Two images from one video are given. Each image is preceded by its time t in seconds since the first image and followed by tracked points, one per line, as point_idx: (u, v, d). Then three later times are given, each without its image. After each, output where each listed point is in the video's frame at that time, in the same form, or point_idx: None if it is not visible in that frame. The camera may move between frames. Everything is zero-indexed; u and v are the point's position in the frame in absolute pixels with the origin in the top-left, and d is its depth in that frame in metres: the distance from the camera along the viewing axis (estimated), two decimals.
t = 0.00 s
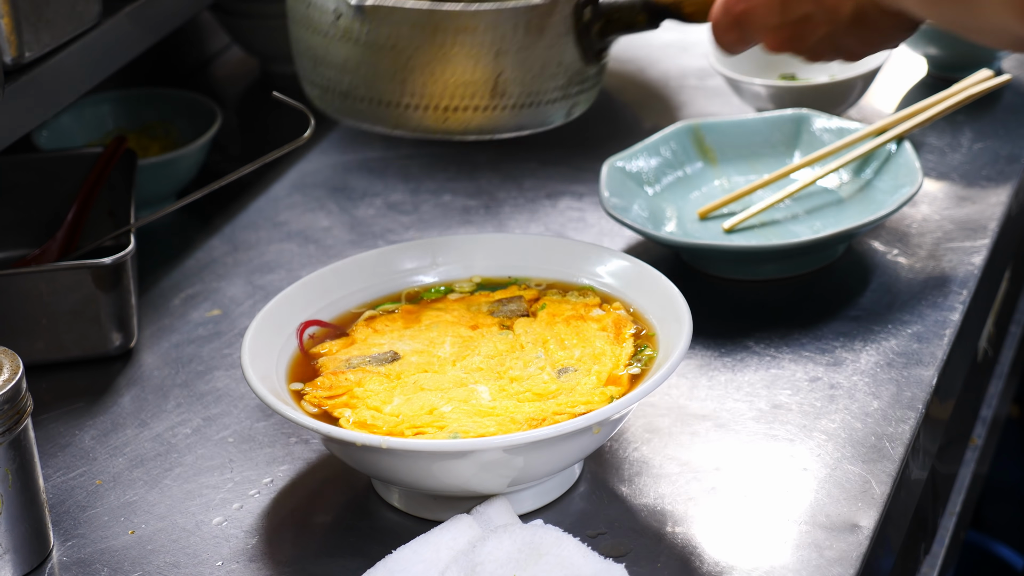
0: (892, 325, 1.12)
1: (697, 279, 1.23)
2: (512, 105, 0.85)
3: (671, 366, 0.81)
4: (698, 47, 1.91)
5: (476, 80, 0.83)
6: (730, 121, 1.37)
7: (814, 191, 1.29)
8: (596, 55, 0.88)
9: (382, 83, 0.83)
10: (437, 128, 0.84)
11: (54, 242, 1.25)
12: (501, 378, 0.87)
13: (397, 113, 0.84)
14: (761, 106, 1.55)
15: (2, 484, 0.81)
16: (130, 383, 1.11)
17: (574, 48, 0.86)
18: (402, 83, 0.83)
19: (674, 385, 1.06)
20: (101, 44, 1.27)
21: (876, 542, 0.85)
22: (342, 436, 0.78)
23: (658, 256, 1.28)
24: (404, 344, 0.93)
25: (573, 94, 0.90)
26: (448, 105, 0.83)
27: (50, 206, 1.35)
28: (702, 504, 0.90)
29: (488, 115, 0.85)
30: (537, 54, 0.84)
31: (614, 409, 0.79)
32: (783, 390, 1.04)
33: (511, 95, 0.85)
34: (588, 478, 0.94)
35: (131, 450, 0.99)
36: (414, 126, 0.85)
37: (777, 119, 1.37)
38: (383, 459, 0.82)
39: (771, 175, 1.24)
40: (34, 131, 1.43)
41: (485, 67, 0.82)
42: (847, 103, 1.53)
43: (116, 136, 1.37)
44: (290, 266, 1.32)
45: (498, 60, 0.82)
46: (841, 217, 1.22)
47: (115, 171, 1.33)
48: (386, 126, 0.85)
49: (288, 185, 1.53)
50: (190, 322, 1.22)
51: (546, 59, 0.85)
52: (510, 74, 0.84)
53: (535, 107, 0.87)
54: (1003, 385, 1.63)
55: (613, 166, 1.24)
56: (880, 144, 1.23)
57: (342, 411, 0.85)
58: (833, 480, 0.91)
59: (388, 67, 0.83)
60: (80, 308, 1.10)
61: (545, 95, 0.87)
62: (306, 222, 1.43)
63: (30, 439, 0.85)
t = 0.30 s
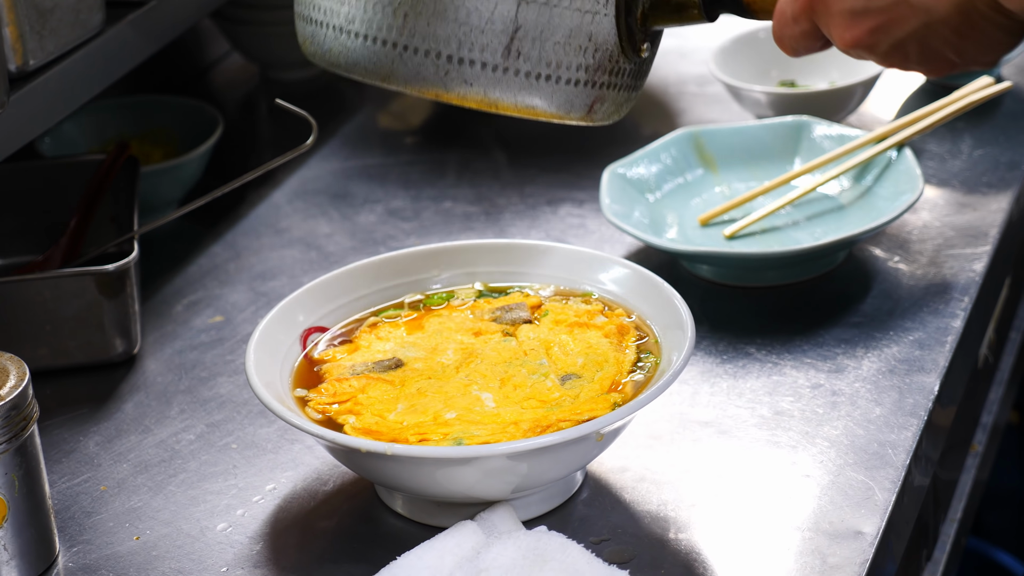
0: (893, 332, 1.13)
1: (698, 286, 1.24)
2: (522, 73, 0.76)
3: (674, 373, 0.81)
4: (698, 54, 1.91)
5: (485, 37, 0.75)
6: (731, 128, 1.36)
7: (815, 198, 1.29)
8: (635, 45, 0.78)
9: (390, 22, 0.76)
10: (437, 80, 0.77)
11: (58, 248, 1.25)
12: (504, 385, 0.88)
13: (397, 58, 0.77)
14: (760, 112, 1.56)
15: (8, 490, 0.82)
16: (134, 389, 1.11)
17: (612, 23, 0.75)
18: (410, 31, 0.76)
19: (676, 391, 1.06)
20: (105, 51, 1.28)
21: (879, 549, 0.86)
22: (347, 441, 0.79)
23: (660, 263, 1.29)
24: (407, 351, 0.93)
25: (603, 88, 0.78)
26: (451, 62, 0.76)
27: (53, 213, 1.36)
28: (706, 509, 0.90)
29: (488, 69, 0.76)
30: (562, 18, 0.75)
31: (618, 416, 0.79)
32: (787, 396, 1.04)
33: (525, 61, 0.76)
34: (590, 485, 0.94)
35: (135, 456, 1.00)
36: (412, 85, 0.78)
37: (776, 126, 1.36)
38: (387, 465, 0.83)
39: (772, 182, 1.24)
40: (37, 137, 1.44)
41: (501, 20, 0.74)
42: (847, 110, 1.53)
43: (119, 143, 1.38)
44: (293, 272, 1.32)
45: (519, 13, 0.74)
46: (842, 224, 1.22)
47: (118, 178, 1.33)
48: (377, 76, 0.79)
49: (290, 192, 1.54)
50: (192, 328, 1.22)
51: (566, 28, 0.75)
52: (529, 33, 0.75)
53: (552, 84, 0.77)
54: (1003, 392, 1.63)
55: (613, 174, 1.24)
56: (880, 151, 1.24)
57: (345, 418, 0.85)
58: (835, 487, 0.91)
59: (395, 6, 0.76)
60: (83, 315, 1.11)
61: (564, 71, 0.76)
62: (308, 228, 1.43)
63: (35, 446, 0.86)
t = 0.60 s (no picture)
0: (901, 341, 1.13)
1: (706, 294, 1.24)
2: (513, 145, 0.59)
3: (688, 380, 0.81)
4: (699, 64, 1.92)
5: (468, 110, 0.58)
6: (736, 138, 1.36)
7: (821, 208, 1.29)
8: (633, 100, 0.62)
9: (344, 102, 0.59)
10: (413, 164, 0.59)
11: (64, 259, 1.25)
12: (517, 394, 0.87)
13: (365, 141, 0.59)
14: (764, 122, 1.56)
15: (20, 500, 0.82)
16: (142, 400, 1.11)
17: (606, 83, 0.60)
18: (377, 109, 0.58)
19: (686, 401, 1.06)
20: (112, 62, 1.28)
21: (893, 557, 0.86)
22: (361, 450, 0.79)
23: (666, 272, 1.29)
24: (419, 360, 0.93)
25: (600, 151, 0.62)
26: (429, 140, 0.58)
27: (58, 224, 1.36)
28: (719, 518, 0.90)
29: (474, 143, 0.58)
30: (551, 80, 0.58)
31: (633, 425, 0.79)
32: (797, 406, 1.04)
33: (516, 131, 0.59)
34: (602, 494, 0.94)
35: (145, 467, 1.00)
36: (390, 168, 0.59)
37: (781, 135, 1.37)
38: (402, 475, 0.83)
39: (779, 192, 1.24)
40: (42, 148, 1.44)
41: (484, 89, 0.57)
42: (851, 119, 1.54)
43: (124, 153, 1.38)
44: (300, 282, 1.33)
45: (502, 78, 0.57)
46: (850, 234, 1.22)
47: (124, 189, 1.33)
48: (347, 163, 0.60)
49: (294, 202, 1.53)
50: (200, 338, 1.22)
51: (555, 91, 0.59)
52: (516, 101, 0.58)
53: (545, 152, 0.60)
54: (1007, 402, 1.63)
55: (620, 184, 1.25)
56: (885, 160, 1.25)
57: (359, 427, 0.85)
58: (847, 495, 0.91)
59: (357, 79, 0.58)
60: (92, 326, 1.10)
61: (557, 139, 0.60)
62: (313, 239, 1.43)
63: (47, 456, 0.85)
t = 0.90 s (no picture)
0: (980, 358, 1.10)
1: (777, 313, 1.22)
2: (553, 48, 0.81)
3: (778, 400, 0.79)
4: (749, 88, 1.92)
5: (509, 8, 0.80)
6: (803, 158, 1.35)
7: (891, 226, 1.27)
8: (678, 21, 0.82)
9: None
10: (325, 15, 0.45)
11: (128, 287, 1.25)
12: (606, 413, 0.86)
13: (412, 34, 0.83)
14: (824, 144, 1.55)
15: (107, 525, 0.80)
16: (215, 426, 1.10)
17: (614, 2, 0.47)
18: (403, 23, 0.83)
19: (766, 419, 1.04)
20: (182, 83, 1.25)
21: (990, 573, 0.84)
22: (454, 470, 0.78)
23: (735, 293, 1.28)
24: (502, 380, 0.92)
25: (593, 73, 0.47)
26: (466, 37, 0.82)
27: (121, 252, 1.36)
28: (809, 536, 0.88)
29: (513, 41, 0.81)
30: None
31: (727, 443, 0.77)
32: (880, 423, 1.01)
33: (555, 28, 0.80)
34: (688, 515, 0.92)
35: (223, 492, 0.99)
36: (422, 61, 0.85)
37: (846, 156, 1.34)
38: (493, 494, 0.81)
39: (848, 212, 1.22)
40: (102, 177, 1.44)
41: None
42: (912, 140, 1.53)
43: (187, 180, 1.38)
44: (366, 308, 1.33)
45: None
46: (923, 252, 1.20)
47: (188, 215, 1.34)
48: (385, 45, 0.85)
49: (353, 230, 1.55)
50: (269, 365, 1.21)
51: None
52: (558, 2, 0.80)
53: (586, 58, 0.82)
54: None
55: (687, 205, 1.24)
56: (953, 180, 1.22)
57: (448, 448, 0.84)
58: (937, 511, 0.89)
59: None
60: (163, 352, 1.10)
61: (600, 45, 0.81)
62: (375, 266, 1.44)
63: (133, 479, 0.83)
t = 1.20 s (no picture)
0: (998, 367, 1.09)
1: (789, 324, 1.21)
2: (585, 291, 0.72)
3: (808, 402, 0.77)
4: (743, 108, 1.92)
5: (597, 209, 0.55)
6: (811, 174, 1.35)
7: (902, 240, 1.26)
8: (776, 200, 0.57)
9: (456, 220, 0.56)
10: (487, 277, 0.57)
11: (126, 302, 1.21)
12: (630, 418, 0.84)
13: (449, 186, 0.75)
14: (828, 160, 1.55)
15: (118, 533, 0.77)
16: (219, 441, 1.07)
17: (733, 173, 0.55)
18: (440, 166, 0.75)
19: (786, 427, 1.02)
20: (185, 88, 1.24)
21: None
22: (479, 472, 0.76)
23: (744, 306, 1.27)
24: (521, 387, 0.90)
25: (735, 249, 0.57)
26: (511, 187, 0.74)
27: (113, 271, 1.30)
28: (836, 541, 0.86)
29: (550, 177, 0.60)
30: (682, 171, 0.54)
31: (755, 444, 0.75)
32: (901, 433, 1.00)
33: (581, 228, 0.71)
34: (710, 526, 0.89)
35: (231, 506, 0.96)
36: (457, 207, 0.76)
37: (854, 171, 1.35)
38: (516, 500, 0.79)
39: (859, 225, 1.21)
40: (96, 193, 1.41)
41: (611, 188, 0.54)
42: (917, 157, 1.53)
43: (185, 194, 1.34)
44: (368, 323, 1.31)
45: (630, 174, 0.54)
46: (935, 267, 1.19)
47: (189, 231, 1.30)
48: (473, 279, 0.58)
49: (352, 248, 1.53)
50: (272, 380, 1.19)
51: (686, 184, 0.55)
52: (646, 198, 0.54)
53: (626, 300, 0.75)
54: None
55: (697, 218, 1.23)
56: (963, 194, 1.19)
57: (470, 453, 0.82)
58: (966, 516, 0.88)
59: (479, 190, 0.55)
60: (166, 365, 1.06)
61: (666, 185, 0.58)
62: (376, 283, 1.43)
63: (143, 489, 0.80)
